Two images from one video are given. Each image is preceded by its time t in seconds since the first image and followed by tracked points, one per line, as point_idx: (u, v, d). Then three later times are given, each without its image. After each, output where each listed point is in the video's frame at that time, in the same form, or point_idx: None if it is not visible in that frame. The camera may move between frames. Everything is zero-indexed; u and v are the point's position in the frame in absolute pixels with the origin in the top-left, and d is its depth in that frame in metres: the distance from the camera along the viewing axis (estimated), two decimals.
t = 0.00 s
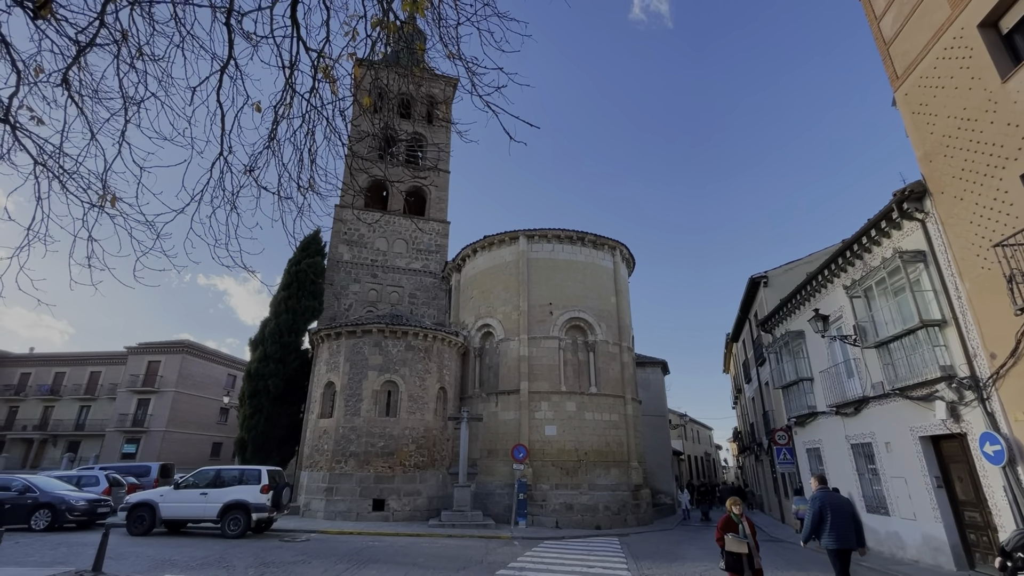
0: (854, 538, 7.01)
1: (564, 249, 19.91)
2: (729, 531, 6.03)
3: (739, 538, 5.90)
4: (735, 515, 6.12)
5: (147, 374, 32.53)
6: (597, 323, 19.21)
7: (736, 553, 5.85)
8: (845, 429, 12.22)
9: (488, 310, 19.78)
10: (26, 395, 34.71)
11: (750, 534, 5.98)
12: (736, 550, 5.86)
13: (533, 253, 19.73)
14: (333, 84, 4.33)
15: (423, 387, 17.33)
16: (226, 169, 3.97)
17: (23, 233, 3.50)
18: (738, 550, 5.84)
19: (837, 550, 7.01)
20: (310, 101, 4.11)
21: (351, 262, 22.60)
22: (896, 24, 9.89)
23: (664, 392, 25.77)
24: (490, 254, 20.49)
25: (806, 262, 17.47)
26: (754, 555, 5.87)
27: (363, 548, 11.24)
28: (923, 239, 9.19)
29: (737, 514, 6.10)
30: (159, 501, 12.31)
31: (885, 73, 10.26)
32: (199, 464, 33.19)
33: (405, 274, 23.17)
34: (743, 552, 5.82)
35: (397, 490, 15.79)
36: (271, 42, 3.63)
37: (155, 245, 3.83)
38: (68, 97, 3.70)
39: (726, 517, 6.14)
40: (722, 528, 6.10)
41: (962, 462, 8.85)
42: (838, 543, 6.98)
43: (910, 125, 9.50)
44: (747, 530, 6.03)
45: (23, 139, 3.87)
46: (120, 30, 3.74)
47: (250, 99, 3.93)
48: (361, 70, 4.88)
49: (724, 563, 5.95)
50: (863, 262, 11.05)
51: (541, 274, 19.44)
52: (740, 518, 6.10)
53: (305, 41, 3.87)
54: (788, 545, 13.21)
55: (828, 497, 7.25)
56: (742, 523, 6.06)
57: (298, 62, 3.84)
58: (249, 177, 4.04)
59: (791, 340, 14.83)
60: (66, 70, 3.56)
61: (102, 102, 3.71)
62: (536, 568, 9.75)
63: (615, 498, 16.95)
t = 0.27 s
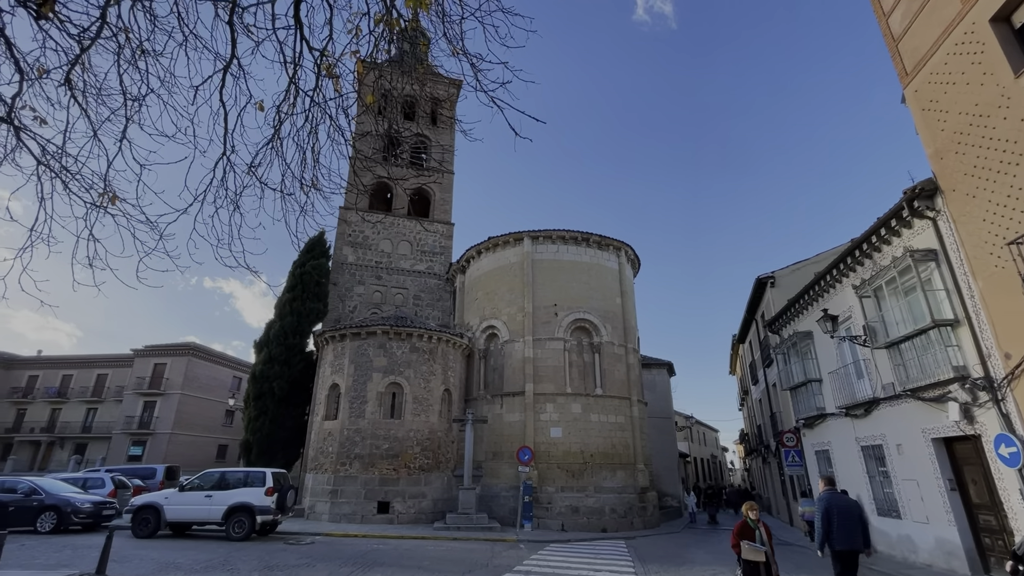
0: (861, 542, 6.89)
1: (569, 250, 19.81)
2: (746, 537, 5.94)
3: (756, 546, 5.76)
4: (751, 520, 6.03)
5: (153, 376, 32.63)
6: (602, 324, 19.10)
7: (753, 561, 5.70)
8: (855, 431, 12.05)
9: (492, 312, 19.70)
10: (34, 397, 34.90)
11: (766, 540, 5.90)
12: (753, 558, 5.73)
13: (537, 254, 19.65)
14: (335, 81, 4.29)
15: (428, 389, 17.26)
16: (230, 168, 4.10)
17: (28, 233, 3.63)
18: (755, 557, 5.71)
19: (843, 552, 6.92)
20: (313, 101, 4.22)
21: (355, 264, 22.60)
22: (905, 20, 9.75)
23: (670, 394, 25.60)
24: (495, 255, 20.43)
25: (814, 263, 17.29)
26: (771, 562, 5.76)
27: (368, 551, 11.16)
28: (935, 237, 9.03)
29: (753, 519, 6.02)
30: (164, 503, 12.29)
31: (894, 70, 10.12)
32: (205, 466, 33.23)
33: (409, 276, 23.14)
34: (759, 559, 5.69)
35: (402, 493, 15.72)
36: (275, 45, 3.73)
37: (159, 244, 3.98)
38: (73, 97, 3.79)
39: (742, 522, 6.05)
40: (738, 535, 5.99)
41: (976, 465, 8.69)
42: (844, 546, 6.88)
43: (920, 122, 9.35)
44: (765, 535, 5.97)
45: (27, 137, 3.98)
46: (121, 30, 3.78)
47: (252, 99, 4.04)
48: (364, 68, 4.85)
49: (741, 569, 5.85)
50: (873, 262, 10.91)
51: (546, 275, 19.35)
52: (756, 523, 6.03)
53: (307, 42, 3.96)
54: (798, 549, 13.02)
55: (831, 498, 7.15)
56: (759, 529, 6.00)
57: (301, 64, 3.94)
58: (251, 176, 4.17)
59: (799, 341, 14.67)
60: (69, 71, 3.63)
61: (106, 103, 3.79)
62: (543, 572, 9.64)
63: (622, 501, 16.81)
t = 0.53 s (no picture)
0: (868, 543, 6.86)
1: (573, 251, 19.72)
2: (763, 542, 5.81)
3: (774, 554, 5.56)
4: (769, 525, 5.87)
5: (159, 379, 32.74)
6: (607, 326, 18.99)
7: (772, 568, 5.55)
8: (865, 433, 11.89)
9: (496, 314, 19.62)
10: (40, 400, 35.08)
11: (786, 547, 5.76)
12: (771, 567, 5.54)
13: (542, 255, 19.57)
14: (339, 79, 4.23)
15: (432, 391, 17.19)
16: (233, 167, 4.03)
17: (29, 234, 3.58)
18: (773, 566, 5.52)
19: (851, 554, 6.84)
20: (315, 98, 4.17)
21: (360, 266, 22.58)
22: (914, 17, 9.63)
23: (676, 395, 25.43)
24: (499, 256, 20.36)
25: (821, 263, 17.14)
26: (789, 569, 5.65)
27: (372, 555, 11.08)
28: (947, 236, 8.89)
29: (772, 524, 5.85)
30: (168, 506, 12.26)
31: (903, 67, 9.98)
32: (210, 468, 33.28)
33: (413, 278, 23.11)
34: (778, 566, 5.54)
35: (407, 495, 15.64)
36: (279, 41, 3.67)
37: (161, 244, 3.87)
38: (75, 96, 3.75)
39: (760, 527, 5.91)
40: (755, 541, 5.84)
41: (991, 467, 8.52)
42: (852, 548, 6.81)
43: (930, 119, 9.20)
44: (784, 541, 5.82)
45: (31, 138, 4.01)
46: (125, 29, 3.77)
47: (256, 98, 3.98)
48: (367, 67, 4.81)
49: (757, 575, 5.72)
50: (882, 261, 10.77)
51: (550, 276, 19.26)
52: (774, 528, 5.87)
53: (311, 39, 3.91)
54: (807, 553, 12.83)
55: (836, 500, 7.00)
56: (777, 535, 5.84)
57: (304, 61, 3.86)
58: (255, 175, 4.09)
59: (806, 342, 14.52)
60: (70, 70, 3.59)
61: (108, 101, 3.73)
62: None
63: (628, 504, 16.66)
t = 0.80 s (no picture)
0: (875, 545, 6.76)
1: (578, 253, 19.62)
2: (780, 545, 5.69)
3: (792, 556, 5.46)
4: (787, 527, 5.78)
5: (164, 382, 32.81)
6: (612, 327, 18.86)
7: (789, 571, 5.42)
8: (875, 436, 11.71)
9: (501, 316, 19.54)
10: (47, 403, 35.23)
11: (805, 551, 5.64)
12: (788, 569, 5.45)
13: (546, 257, 19.48)
14: (341, 75, 4.22)
15: (436, 394, 17.10)
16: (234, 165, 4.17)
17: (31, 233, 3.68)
18: (791, 570, 5.41)
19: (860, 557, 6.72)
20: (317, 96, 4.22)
21: (364, 268, 22.56)
22: (922, 13, 9.49)
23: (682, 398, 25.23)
24: (503, 258, 20.28)
25: (828, 264, 16.97)
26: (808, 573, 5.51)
27: (376, 559, 10.99)
28: (958, 235, 8.75)
29: (790, 526, 5.76)
30: (171, 509, 12.22)
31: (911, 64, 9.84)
32: (214, 471, 33.29)
33: (417, 281, 23.07)
34: (795, 570, 5.40)
35: (411, 499, 15.55)
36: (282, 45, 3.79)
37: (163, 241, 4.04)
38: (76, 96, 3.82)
39: (777, 530, 5.79)
40: (772, 542, 5.73)
41: (1005, 470, 8.34)
42: (861, 551, 6.69)
43: (939, 117, 9.05)
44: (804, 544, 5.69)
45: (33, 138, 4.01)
46: (125, 29, 3.82)
47: (256, 96, 4.08)
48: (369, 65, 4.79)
49: None
50: (892, 261, 10.61)
51: (555, 278, 19.17)
52: (792, 531, 5.75)
53: (314, 41, 4.00)
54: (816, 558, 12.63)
55: (843, 503, 6.83)
56: (796, 538, 5.71)
57: (306, 61, 3.95)
58: (254, 173, 4.20)
59: (814, 343, 14.36)
60: (73, 71, 3.67)
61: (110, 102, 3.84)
62: None
63: (634, 508, 16.50)
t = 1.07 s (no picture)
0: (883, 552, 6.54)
1: (582, 254, 19.52)
2: (796, 547, 5.56)
3: (807, 557, 5.34)
4: (802, 530, 5.65)
5: (169, 386, 32.87)
6: (617, 329, 18.73)
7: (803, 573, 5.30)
8: (886, 438, 11.52)
9: (505, 317, 19.44)
10: (53, 407, 35.37)
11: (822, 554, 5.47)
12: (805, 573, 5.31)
13: (550, 259, 19.38)
14: (343, 74, 4.16)
15: (440, 396, 17.01)
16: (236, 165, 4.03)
17: (29, 234, 3.56)
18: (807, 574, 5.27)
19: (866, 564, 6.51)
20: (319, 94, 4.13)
21: (368, 270, 22.54)
22: (931, 8, 9.34)
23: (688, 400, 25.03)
24: (507, 260, 20.20)
25: (835, 264, 16.80)
26: None
27: (380, 563, 10.89)
28: (970, 232, 8.59)
29: (805, 529, 5.63)
30: (175, 512, 12.17)
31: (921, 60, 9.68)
32: (219, 474, 33.29)
33: (421, 283, 23.01)
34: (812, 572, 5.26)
35: (415, 502, 15.44)
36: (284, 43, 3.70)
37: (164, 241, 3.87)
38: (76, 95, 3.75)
39: (792, 532, 5.67)
40: (787, 545, 5.62)
41: (1022, 473, 8.15)
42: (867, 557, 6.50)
43: (949, 113, 8.89)
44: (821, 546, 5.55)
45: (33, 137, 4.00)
46: (126, 26, 3.79)
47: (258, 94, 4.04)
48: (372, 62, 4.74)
49: None
50: (902, 260, 10.45)
51: (559, 280, 19.07)
52: (809, 534, 5.61)
53: (313, 38, 3.91)
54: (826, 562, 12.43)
55: (848, 508, 6.74)
56: (813, 540, 5.58)
57: (308, 56, 3.88)
58: (256, 171, 4.16)
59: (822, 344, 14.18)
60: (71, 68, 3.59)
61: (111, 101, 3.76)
62: None
63: (640, 511, 16.34)
